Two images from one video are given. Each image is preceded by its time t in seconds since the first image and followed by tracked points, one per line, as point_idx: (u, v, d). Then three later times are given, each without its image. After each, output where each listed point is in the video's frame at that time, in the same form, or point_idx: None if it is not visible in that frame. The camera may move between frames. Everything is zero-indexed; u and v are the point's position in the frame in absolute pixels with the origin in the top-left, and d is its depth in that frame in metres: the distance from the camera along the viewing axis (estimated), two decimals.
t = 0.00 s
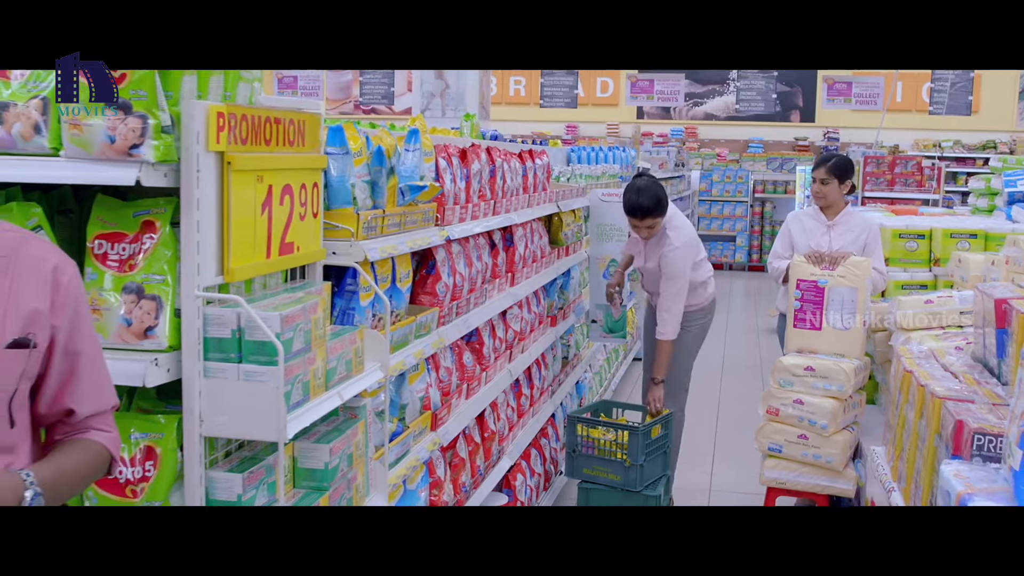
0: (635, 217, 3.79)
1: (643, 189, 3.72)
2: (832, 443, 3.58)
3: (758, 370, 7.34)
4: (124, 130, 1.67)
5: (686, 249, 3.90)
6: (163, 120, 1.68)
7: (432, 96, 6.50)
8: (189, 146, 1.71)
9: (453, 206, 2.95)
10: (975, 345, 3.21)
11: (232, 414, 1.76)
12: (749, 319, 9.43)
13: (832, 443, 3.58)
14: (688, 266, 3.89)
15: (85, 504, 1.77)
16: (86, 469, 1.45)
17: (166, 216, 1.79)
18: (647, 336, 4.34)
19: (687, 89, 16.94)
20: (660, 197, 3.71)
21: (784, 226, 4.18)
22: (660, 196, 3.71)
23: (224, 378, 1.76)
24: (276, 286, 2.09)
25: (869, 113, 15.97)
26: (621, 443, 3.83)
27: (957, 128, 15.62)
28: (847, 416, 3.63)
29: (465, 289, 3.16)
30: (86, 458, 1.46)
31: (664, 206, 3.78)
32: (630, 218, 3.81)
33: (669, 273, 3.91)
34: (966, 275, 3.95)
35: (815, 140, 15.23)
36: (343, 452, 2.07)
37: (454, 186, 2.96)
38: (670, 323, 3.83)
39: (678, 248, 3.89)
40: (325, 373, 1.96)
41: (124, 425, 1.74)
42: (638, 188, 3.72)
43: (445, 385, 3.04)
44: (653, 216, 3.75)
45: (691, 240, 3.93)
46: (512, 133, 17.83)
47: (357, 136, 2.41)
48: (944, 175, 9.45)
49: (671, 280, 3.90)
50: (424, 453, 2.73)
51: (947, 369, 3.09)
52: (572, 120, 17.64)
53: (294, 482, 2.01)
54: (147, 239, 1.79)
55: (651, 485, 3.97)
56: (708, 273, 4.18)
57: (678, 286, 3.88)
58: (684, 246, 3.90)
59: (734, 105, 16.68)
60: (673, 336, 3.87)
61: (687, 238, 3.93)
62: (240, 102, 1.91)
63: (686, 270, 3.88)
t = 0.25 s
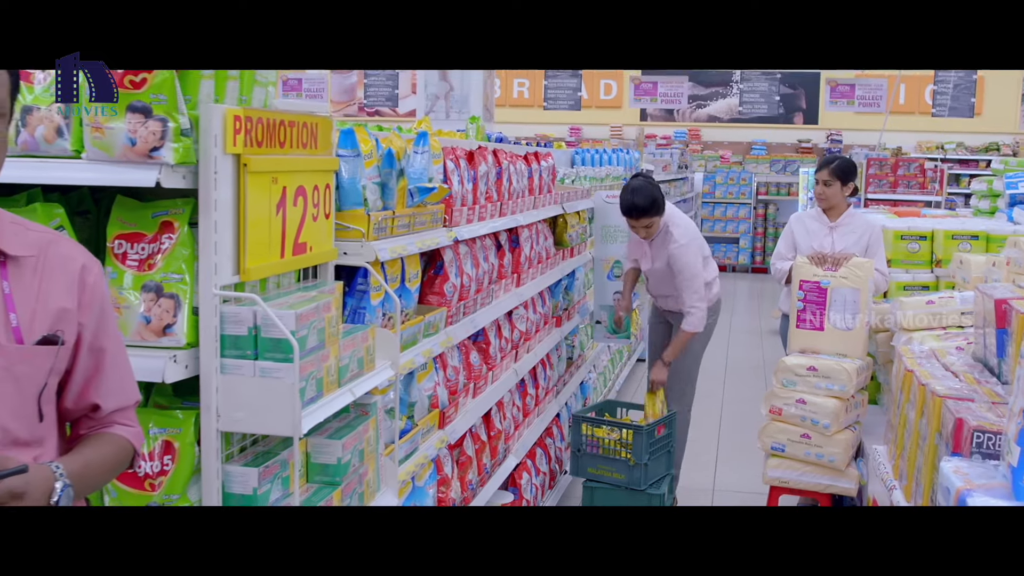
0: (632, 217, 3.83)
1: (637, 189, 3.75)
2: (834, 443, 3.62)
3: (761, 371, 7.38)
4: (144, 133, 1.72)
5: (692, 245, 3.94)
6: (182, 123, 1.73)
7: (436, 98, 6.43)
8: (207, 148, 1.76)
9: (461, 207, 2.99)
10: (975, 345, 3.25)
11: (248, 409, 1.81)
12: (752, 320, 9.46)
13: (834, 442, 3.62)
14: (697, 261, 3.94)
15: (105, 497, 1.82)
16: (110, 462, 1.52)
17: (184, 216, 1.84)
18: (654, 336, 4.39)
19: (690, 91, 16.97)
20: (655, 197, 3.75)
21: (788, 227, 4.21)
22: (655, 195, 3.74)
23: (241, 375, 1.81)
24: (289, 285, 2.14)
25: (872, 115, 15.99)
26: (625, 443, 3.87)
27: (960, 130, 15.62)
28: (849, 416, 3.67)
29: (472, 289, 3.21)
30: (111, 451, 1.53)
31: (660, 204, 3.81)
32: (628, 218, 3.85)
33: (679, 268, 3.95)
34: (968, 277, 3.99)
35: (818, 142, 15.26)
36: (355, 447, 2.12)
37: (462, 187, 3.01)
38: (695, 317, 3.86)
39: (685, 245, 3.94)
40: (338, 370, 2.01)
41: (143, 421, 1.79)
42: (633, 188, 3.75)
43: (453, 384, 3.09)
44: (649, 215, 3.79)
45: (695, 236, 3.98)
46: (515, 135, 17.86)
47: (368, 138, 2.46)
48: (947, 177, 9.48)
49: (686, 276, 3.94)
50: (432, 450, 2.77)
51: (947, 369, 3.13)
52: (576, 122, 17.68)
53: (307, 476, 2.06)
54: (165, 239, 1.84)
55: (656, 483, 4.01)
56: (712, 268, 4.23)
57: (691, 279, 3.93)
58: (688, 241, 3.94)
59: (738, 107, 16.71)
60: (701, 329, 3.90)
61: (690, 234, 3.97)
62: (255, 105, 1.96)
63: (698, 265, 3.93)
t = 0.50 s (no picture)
0: (636, 216, 3.87)
1: (641, 189, 3.79)
2: (837, 443, 3.66)
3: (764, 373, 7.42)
4: (164, 137, 1.76)
5: (699, 240, 4.02)
6: (200, 128, 1.77)
7: (440, 102, 6.51)
8: (224, 152, 1.81)
9: (468, 209, 3.04)
10: (976, 346, 3.28)
11: (264, 406, 1.86)
12: (755, 323, 9.49)
13: (836, 442, 3.66)
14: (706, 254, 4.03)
15: (124, 491, 1.88)
16: (133, 456, 1.58)
17: (201, 218, 1.89)
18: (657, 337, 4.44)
19: (694, 94, 17.02)
20: (659, 196, 3.79)
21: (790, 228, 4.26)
22: (658, 195, 3.78)
23: (256, 372, 1.86)
24: (302, 286, 2.18)
25: (875, 118, 16.03)
26: (629, 443, 3.91)
27: (962, 133, 15.64)
28: (852, 416, 3.71)
29: (479, 291, 3.25)
30: (134, 446, 1.58)
31: (663, 204, 3.85)
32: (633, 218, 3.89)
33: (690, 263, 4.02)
34: (969, 279, 4.02)
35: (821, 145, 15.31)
36: (366, 444, 2.17)
37: (469, 190, 3.06)
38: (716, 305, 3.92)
39: (693, 240, 4.02)
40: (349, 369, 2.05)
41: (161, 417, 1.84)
42: (637, 188, 3.79)
43: (460, 384, 3.13)
44: (654, 214, 3.83)
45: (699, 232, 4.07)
46: (519, 138, 17.93)
47: (378, 142, 2.51)
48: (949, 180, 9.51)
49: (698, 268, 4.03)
50: (440, 449, 2.82)
51: (948, 369, 3.17)
52: (579, 125, 17.73)
53: (319, 473, 2.10)
54: (182, 241, 1.89)
55: (659, 483, 4.05)
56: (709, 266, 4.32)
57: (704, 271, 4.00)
58: (695, 237, 4.02)
59: (741, 110, 16.75)
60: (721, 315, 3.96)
61: (695, 230, 4.06)
62: (269, 110, 2.01)
63: (709, 257, 4.02)
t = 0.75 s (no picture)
0: (642, 223, 3.91)
1: (649, 196, 3.84)
2: (838, 443, 3.70)
3: (766, 375, 7.46)
4: (181, 140, 1.81)
5: (701, 251, 4.06)
6: (216, 132, 1.82)
7: (443, 105, 6.55)
8: (240, 155, 1.85)
9: (474, 212, 3.09)
10: (976, 347, 3.32)
11: (277, 404, 1.90)
12: (757, 325, 9.54)
13: (838, 443, 3.70)
14: (706, 264, 4.06)
15: (140, 487, 1.93)
16: (152, 452, 1.62)
17: (216, 220, 1.94)
18: (659, 338, 4.48)
19: (696, 98, 17.05)
20: (667, 203, 3.84)
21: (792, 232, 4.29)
22: (666, 202, 3.83)
23: (270, 371, 1.90)
24: (313, 287, 2.23)
25: (877, 122, 16.06)
26: (633, 444, 3.95)
27: (964, 136, 15.67)
28: (853, 417, 3.74)
29: (484, 293, 3.30)
30: (152, 442, 1.63)
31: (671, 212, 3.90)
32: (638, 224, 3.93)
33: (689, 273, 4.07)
34: (969, 281, 4.06)
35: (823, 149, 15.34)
36: (376, 442, 2.22)
37: (476, 194, 3.11)
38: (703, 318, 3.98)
39: (694, 249, 4.05)
40: (360, 368, 2.10)
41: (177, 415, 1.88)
42: (645, 195, 3.84)
43: (467, 384, 3.17)
44: (661, 222, 3.87)
45: (702, 241, 4.10)
46: (522, 141, 17.98)
47: (387, 146, 2.55)
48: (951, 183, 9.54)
49: (695, 278, 4.07)
50: (447, 448, 2.86)
51: (949, 371, 3.21)
52: (582, 128, 17.78)
53: (331, 470, 2.15)
54: (198, 242, 1.93)
55: (662, 484, 4.09)
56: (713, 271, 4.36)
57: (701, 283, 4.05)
58: (696, 247, 4.05)
59: (743, 113, 16.80)
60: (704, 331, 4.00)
61: (698, 240, 4.10)
62: (282, 114, 2.05)
63: (707, 268, 4.05)
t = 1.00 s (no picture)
0: (647, 237, 3.95)
1: (655, 211, 3.89)
2: (840, 446, 3.74)
3: (769, 379, 7.49)
4: (197, 146, 1.86)
5: (699, 268, 4.06)
6: (231, 138, 1.87)
7: (447, 109, 6.57)
8: (254, 161, 1.90)
9: (480, 217, 3.13)
10: (976, 350, 3.35)
11: (290, 403, 1.95)
12: (759, 329, 9.58)
13: (840, 445, 3.74)
14: (698, 284, 4.06)
15: (156, 485, 1.97)
16: (169, 450, 1.66)
17: (230, 224, 1.98)
18: (661, 341, 4.52)
19: (699, 103, 17.11)
20: (672, 218, 3.89)
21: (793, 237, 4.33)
22: (672, 216, 3.88)
23: (283, 371, 1.95)
24: (324, 290, 2.27)
25: (879, 127, 16.11)
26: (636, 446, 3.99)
27: (966, 141, 15.73)
28: (855, 419, 3.78)
29: (490, 296, 3.34)
30: (169, 441, 1.67)
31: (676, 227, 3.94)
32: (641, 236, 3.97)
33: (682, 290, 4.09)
34: (970, 285, 4.09)
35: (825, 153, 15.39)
36: (385, 442, 2.26)
37: (481, 199, 3.15)
38: (679, 338, 4.02)
39: (688, 267, 4.05)
40: (370, 369, 2.14)
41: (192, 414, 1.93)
42: (651, 210, 3.89)
43: (473, 386, 3.21)
44: (666, 236, 3.91)
45: (703, 257, 4.11)
46: (525, 146, 18.05)
47: (395, 151, 2.60)
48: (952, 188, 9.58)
49: (683, 298, 4.07)
50: (453, 448, 2.90)
51: (950, 373, 3.24)
52: (585, 133, 17.84)
53: (341, 469, 2.20)
54: (213, 245, 1.98)
55: (666, 485, 4.12)
56: (719, 283, 4.34)
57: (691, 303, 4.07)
58: (694, 265, 4.06)
59: (745, 118, 16.85)
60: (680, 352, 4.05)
61: (699, 256, 4.10)
62: (294, 121, 2.10)
63: (697, 288, 4.05)
